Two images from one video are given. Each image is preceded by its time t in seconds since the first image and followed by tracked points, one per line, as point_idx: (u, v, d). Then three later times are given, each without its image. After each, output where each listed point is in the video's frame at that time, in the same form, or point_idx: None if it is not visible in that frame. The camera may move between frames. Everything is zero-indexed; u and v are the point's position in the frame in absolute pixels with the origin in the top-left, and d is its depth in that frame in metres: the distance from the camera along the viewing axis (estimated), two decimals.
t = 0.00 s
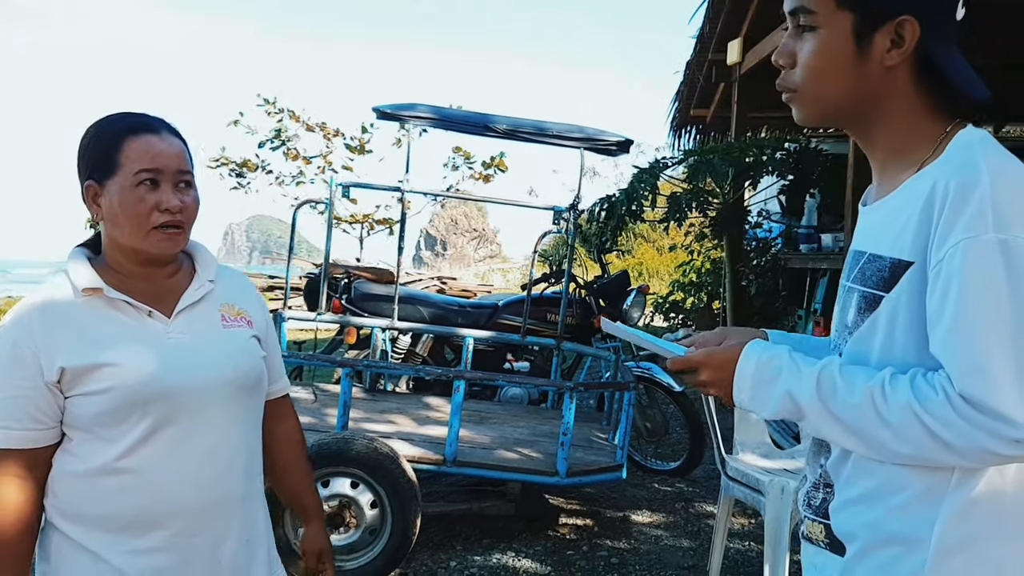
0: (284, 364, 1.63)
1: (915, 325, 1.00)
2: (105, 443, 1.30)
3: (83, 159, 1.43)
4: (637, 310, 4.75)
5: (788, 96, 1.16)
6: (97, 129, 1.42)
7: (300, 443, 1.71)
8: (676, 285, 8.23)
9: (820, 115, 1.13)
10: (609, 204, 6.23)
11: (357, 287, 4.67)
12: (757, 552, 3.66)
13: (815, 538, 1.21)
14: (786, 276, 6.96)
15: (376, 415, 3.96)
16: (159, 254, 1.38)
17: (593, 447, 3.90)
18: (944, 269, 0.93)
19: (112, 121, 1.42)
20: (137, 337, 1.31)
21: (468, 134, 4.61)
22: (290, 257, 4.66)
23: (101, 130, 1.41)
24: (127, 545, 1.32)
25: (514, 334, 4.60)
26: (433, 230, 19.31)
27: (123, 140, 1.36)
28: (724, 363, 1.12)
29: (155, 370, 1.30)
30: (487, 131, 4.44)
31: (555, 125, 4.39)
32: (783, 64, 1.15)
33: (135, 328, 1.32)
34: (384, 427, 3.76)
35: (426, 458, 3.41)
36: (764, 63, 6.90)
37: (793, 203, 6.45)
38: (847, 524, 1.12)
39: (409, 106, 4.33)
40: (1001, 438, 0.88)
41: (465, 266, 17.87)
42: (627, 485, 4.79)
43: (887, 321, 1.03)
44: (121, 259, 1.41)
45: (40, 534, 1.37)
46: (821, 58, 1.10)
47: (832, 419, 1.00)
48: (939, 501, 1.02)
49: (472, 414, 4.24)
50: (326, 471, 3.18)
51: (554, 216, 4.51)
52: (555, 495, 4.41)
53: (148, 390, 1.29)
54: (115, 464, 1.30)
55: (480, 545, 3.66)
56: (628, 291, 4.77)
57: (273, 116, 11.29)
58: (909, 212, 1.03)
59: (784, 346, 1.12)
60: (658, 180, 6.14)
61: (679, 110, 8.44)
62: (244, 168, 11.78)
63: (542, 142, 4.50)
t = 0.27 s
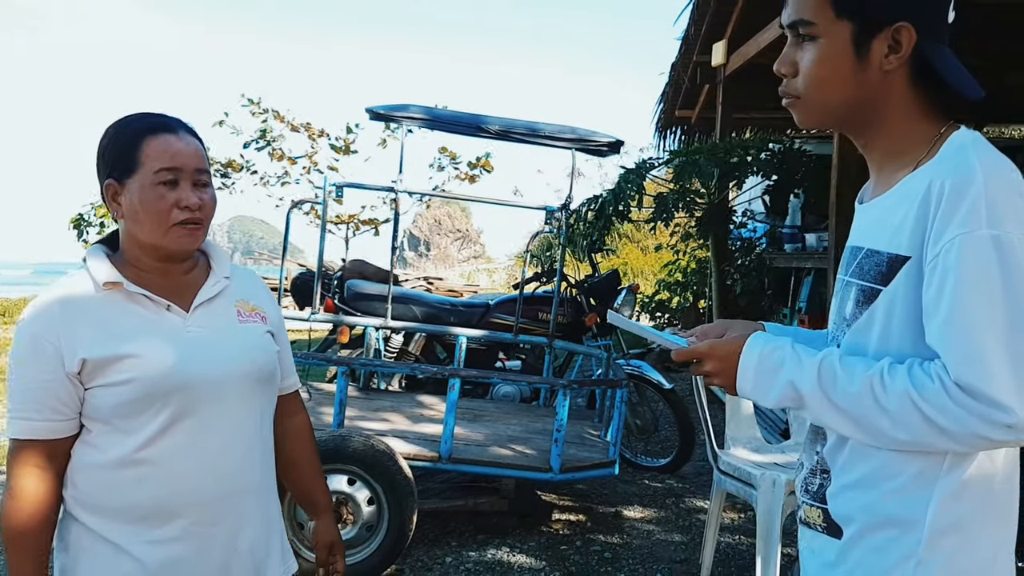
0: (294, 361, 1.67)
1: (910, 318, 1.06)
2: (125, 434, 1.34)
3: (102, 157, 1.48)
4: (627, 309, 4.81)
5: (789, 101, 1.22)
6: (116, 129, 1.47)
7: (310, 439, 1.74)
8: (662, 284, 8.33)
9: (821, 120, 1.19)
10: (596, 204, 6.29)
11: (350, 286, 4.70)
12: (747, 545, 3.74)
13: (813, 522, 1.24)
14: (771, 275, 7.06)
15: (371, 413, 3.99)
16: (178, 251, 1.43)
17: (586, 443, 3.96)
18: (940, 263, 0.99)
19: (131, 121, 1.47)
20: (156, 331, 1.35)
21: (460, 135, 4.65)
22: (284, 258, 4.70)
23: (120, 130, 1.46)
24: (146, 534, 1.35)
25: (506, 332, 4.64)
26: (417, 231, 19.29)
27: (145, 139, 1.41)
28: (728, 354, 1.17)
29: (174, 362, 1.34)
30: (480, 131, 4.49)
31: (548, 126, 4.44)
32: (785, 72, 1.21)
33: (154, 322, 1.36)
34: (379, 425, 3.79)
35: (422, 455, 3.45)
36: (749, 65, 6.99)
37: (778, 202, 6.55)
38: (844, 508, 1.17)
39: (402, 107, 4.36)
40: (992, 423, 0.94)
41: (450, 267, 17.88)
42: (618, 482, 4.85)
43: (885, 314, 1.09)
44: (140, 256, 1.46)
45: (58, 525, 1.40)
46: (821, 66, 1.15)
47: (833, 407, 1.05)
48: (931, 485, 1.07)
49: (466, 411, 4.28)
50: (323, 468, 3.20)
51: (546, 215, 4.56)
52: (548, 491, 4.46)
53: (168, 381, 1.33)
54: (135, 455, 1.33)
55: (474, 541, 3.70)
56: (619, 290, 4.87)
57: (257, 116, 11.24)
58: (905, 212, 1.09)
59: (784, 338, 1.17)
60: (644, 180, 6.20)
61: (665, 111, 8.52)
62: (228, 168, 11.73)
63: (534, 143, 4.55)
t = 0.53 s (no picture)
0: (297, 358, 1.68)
1: (909, 314, 1.09)
2: (134, 432, 1.35)
3: (105, 160, 1.50)
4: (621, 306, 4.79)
5: (790, 103, 1.25)
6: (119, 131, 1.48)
7: (309, 437, 1.77)
8: (654, 282, 8.38)
9: (822, 121, 1.22)
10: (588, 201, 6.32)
11: (345, 284, 4.71)
12: (742, 540, 3.78)
13: (810, 513, 1.27)
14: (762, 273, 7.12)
15: (368, 411, 4.00)
16: (184, 250, 1.45)
17: (582, 440, 3.99)
18: (938, 259, 1.02)
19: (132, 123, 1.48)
20: (163, 330, 1.37)
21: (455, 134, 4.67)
22: (279, 256, 4.71)
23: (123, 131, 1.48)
24: (155, 530, 1.37)
25: (501, 330, 4.66)
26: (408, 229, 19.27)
27: (146, 141, 1.42)
28: (731, 348, 1.20)
29: (182, 360, 1.36)
30: (474, 130, 4.51)
31: (542, 125, 4.47)
32: (786, 75, 1.23)
33: (162, 321, 1.38)
34: (376, 422, 3.81)
35: (419, 452, 3.47)
36: (741, 63, 7.03)
37: (770, 200, 6.60)
38: (841, 498, 1.20)
39: (397, 107, 4.38)
40: (988, 415, 0.97)
41: (441, 265, 17.88)
42: (613, 478, 4.88)
43: (884, 308, 1.12)
44: (146, 255, 1.48)
45: (66, 522, 1.41)
46: (822, 69, 1.18)
47: (833, 399, 1.08)
48: (925, 475, 1.10)
49: (462, 409, 4.30)
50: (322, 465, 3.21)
51: (541, 213, 4.59)
52: (543, 487, 4.49)
53: (177, 379, 1.34)
54: (143, 451, 1.35)
55: (471, 537, 3.72)
56: (613, 287, 4.88)
57: (248, 115, 11.21)
58: (903, 210, 1.12)
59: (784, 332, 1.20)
60: (637, 178, 6.24)
61: (656, 109, 8.57)
62: (219, 167, 11.69)
63: (529, 142, 4.58)
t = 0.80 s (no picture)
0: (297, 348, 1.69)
1: (913, 299, 1.10)
2: (135, 422, 1.36)
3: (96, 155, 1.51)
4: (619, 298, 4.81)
5: (792, 90, 1.24)
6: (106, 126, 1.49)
7: (313, 424, 1.77)
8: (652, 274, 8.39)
9: (825, 108, 1.22)
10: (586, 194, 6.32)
11: (344, 277, 4.72)
12: (741, 530, 3.80)
13: (811, 499, 1.28)
14: (760, 264, 7.14)
15: (367, 403, 4.01)
16: (174, 241, 1.45)
17: (581, 431, 4.00)
18: (944, 245, 1.03)
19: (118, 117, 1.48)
20: (163, 321, 1.37)
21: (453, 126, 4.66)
22: (278, 250, 4.71)
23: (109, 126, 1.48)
24: (156, 519, 1.37)
25: (500, 322, 4.67)
26: (405, 223, 19.24)
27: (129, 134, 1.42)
28: (735, 338, 1.20)
29: (182, 351, 1.36)
30: (473, 122, 4.50)
31: (540, 117, 4.46)
32: (789, 62, 1.23)
33: (161, 312, 1.38)
34: (376, 414, 3.82)
35: (419, 443, 3.48)
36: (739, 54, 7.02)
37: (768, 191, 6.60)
38: (843, 484, 1.20)
39: (395, 99, 4.37)
40: (995, 397, 0.98)
41: (438, 258, 17.86)
42: (612, 469, 4.90)
43: (888, 295, 1.13)
44: (140, 248, 1.48)
45: (67, 515, 1.42)
46: (825, 57, 1.18)
47: (839, 385, 1.09)
48: (928, 460, 1.11)
49: (461, 401, 4.31)
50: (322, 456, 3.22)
51: (540, 205, 4.59)
52: (543, 479, 4.51)
53: (176, 370, 1.35)
54: (144, 442, 1.35)
55: (471, 528, 3.74)
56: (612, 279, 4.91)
57: (244, 108, 11.17)
58: (907, 197, 1.13)
59: (787, 321, 1.21)
60: (635, 170, 6.24)
61: (654, 101, 8.55)
62: (216, 160, 11.67)
63: (527, 133, 4.57)
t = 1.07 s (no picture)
0: (306, 338, 1.68)
1: (928, 285, 1.09)
2: (142, 413, 1.36)
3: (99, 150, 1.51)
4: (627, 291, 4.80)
5: (841, 72, 1.18)
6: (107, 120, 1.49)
7: (324, 412, 1.77)
8: (660, 267, 8.36)
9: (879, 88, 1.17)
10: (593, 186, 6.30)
11: (351, 270, 4.72)
12: (749, 522, 3.78)
13: (822, 490, 1.27)
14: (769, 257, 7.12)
15: (375, 395, 4.02)
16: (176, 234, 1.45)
17: (589, 424, 3.99)
18: (958, 230, 1.02)
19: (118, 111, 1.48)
20: (170, 313, 1.37)
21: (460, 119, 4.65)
22: (286, 243, 4.72)
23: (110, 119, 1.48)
24: (164, 509, 1.38)
25: (508, 315, 4.66)
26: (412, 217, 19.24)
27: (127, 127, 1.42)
28: (746, 328, 1.19)
29: (188, 342, 1.36)
30: (480, 115, 4.49)
31: (547, 108, 4.44)
32: (842, 43, 1.15)
33: (167, 304, 1.38)
34: (384, 407, 3.82)
35: (427, 435, 3.48)
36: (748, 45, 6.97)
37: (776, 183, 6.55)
38: (855, 473, 1.19)
39: (402, 91, 4.36)
40: (1011, 381, 0.97)
41: (446, 252, 17.86)
42: (620, 462, 4.89)
43: (902, 282, 1.11)
44: (144, 241, 1.48)
45: (77, 506, 1.43)
46: (888, 34, 1.14)
47: (852, 374, 1.08)
48: (940, 448, 1.10)
49: (469, 393, 4.31)
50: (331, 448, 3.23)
51: (547, 198, 4.57)
52: (550, 471, 4.51)
53: (183, 361, 1.35)
54: (151, 432, 1.36)
55: (479, 520, 3.74)
56: (619, 272, 4.87)
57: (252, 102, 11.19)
58: (920, 182, 1.11)
59: (799, 309, 1.19)
60: (642, 162, 6.22)
61: (662, 93, 8.51)
62: (224, 155, 11.70)
63: (534, 126, 4.55)
